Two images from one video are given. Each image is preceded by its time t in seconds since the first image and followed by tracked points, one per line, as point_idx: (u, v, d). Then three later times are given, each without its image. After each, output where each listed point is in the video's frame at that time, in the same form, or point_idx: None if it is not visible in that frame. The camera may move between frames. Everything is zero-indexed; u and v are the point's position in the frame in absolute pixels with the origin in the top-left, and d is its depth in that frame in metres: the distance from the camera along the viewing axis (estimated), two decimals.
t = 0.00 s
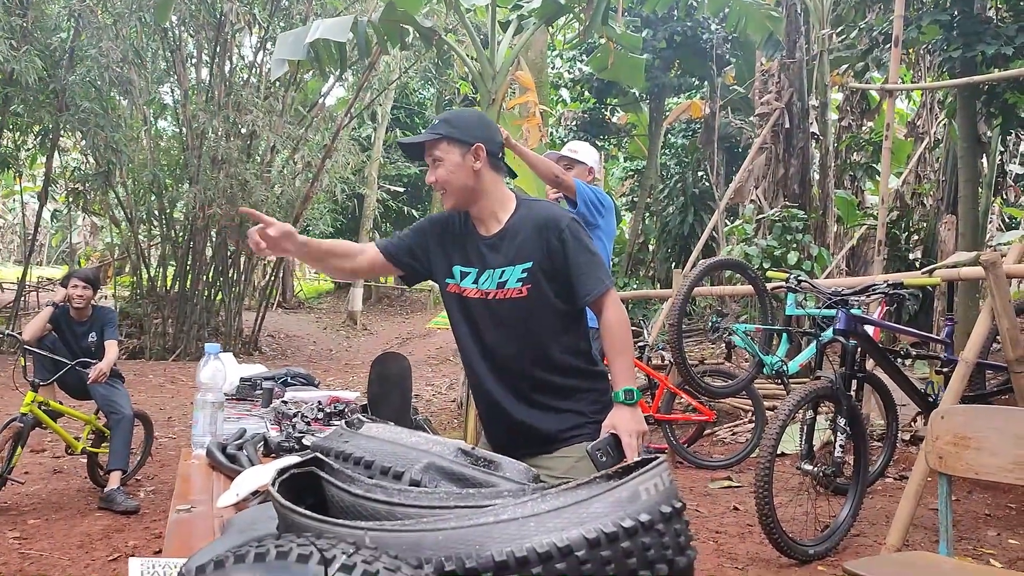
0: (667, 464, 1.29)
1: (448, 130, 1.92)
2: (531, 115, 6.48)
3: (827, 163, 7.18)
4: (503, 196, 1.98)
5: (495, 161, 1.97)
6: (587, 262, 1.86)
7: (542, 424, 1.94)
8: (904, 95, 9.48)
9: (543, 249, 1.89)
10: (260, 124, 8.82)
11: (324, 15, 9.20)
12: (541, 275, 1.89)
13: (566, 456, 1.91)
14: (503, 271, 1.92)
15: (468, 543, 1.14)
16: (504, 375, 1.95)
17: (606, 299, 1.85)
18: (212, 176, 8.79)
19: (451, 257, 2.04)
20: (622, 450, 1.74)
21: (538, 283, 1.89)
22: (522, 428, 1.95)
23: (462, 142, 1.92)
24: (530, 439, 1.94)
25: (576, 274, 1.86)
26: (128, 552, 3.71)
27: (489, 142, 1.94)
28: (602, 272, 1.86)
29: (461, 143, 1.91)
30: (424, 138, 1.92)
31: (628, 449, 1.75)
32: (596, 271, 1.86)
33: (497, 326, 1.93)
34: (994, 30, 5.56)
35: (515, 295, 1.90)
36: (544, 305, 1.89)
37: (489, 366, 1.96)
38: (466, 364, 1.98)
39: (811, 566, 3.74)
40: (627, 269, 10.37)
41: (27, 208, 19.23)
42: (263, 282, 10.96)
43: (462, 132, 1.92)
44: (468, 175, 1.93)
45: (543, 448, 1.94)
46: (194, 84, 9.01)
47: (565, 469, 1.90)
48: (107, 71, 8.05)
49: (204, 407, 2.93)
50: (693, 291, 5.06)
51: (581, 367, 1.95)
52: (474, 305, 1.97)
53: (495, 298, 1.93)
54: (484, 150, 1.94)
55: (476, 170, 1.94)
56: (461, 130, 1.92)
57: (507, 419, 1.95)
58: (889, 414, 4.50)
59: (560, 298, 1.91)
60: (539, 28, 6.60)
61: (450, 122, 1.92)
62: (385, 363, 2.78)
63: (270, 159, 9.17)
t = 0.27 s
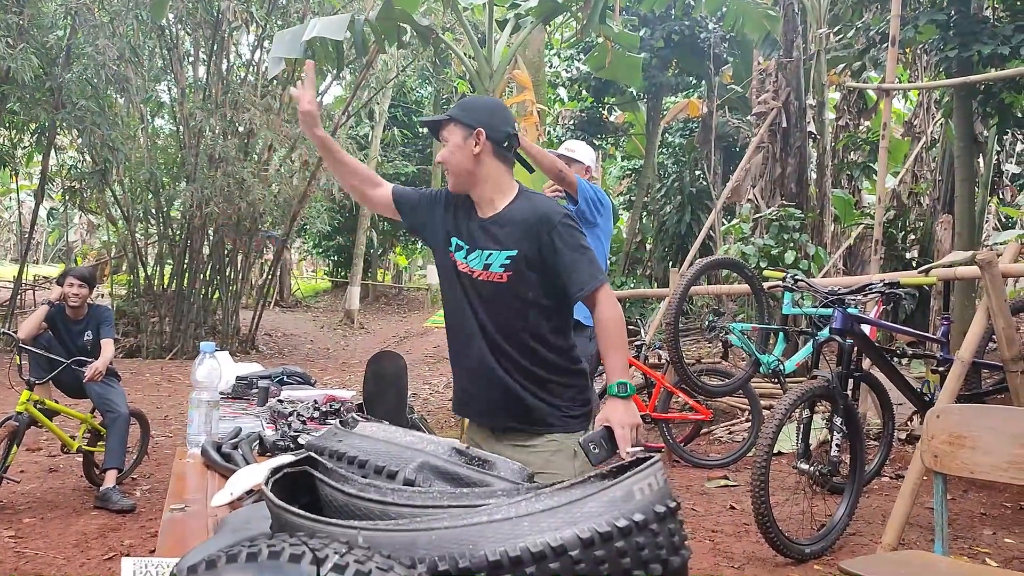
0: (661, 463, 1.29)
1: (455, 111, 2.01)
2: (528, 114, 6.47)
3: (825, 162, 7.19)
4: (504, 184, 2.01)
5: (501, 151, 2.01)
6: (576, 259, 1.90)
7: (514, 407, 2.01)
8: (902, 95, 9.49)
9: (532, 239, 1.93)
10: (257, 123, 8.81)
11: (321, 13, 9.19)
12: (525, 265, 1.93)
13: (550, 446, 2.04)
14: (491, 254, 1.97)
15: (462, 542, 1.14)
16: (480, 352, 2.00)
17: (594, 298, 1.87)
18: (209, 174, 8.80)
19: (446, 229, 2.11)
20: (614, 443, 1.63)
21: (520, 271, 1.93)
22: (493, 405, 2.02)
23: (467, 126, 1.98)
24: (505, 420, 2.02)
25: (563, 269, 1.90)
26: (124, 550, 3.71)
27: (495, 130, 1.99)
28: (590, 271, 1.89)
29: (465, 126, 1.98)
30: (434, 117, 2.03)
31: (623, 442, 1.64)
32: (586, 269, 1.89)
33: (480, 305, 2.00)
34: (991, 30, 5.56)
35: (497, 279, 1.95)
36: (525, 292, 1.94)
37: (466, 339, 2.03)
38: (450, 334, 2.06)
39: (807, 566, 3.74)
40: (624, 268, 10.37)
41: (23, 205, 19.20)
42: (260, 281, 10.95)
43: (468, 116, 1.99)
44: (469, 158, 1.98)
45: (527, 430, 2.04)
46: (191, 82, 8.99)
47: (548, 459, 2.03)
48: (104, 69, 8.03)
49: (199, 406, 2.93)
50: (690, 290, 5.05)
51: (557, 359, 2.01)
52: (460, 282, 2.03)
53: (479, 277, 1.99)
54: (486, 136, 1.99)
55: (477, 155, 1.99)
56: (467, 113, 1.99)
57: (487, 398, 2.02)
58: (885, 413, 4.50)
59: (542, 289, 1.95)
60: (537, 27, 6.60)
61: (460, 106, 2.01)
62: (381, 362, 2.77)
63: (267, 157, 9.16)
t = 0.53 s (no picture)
0: (661, 460, 1.29)
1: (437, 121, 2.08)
2: (528, 112, 6.47)
3: (825, 162, 7.19)
4: (482, 186, 2.06)
5: (481, 156, 2.05)
6: (533, 245, 1.91)
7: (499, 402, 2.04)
8: (902, 95, 9.49)
9: (496, 232, 1.98)
10: (257, 121, 8.81)
11: (322, 12, 9.19)
12: (490, 257, 1.99)
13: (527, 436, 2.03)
14: (465, 251, 2.05)
15: (462, 539, 1.15)
16: (463, 347, 2.07)
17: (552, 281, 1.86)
18: (209, 172, 8.80)
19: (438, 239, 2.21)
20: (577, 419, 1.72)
21: (486, 263, 1.99)
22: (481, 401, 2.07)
23: (446, 132, 2.04)
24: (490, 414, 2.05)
25: (521, 256, 1.92)
26: (124, 548, 3.71)
27: (473, 135, 2.03)
28: (549, 255, 1.89)
29: (445, 132, 2.04)
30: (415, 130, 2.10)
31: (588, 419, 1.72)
32: (545, 255, 1.89)
33: (459, 301, 2.08)
34: (991, 29, 5.56)
35: (468, 274, 2.03)
36: (495, 284, 1.99)
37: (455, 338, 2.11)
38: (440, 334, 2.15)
39: (807, 564, 3.74)
40: (624, 267, 10.36)
41: (23, 204, 19.19)
42: (260, 280, 10.94)
43: (449, 122, 2.04)
44: (449, 163, 2.05)
45: (506, 421, 2.05)
46: (192, 81, 8.99)
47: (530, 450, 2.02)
48: (104, 67, 8.03)
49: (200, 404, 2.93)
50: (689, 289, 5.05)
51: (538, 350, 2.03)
52: (447, 281, 2.12)
53: (459, 275, 2.07)
54: (466, 142, 2.03)
55: (457, 160, 2.04)
56: (451, 120, 2.04)
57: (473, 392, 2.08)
58: (884, 412, 4.51)
59: (509, 279, 1.98)
60: (537, 26, 6.59)
61: (443, 114, 2.07)
62: (380, 361, 2.77)
63: (267, 156, 9.16)
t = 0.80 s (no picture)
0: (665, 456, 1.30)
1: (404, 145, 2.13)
2: (531, 111, 6.47)
3: (827, 162, 7.19)
4: (458, 196, 2.09)
5: (453, 170, 2.09)
6: (505, 241, 1.91)
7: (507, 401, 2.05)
8: (905, 94, 9.48)
9: (471, 237, 2.00)
10: (259, 120, 8.82)
11: (324, 11, 9.19)
12: (470, 261, 2.00)
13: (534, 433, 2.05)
14: (448, 260, 2.07)
15: (467, 535, 1.15)
16: (463, 354, 2.09)
17: (527, 272, 1.86)
18: (211, 171, 8.82)
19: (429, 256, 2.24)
20: (561, 402, 1.76)
21: (467, 268, 2.01)
22: (491, 404, 2.09)
23: (414, 153, 2.09)
24: (499, 416, 2.08)
25: (495, 253, 1.92)
26: (127, 546, 3.72)
27: (441, 150, 2.07)
28: (521, 247, 1.89)
29: (413, 153, 2.09)
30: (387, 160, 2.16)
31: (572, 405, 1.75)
32: (517, 248, 1.89)
33: (451, 309, 2.10)
34: (994, 29, 5.55)
35: (453, 282, 2.05)
36: (479, 286, 2.00)
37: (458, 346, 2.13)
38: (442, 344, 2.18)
39: (809, 563, 3.75)
40: (626, 266, 10.36)
41: (25, 202, 19.22)
42: (262, 278, 10.95)
43: (415, 144, 2.09)
44: (423, 182, 2.09)
45: (517, 421, 2.06)
46: (194, 80, 8.99)
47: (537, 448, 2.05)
48: (107, 66, 8.04)
49: (203, 401, 2.94)
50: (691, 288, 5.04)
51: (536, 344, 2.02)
52: (440, 294, 2.14)
53: (448, 286, 2.09)
54: (435, 159, 2.07)
55: (430, 176, 2.08)
56: (419, 140, 2.09)
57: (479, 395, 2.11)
58: (887, 411, 4.51)
59: (491, 279, 1.99)
60: (540, 25, 6.59)
61: (409, 138, 2.12)
62: (383, 359, 2.78)
63: (269, 155, 9.17)
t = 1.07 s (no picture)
0: (667, 456, 1.29)
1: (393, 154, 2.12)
2: (533, 111, 6.47)
3: (830, 162, 7.18)
4: (451, 199, 2.09)
5: (443, 174, 2.09)
6: (496, 241, 1.92)
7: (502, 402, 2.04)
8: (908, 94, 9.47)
9: (464, 239, 2.00)
10: (261, 119, 8.82)
11: (327, 10, 9.19)
12: (464, 263, 2.01)
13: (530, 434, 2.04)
14: (444, 263, 2.08)
15: (468, 534, 1.15)
16: (460, 355, 2.09)
17: (520, 272, 1.87)
18: (214, 170, 8.83)
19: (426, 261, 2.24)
20: (554, 402, 1.75)
21: (462, 270, 2.01)
22: (487, 406, 2.08)
23: (403, 161, 2.08)
24: (494, 417, 2.06)
25: (488, 254, 1.93)
26: (129, 544, 3.72)
27: (430, 155, 2.07)
28: (512, 248, 1.89)
29: (402, 162, 2.08)
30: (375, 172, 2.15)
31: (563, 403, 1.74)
32: (509, 248, 1.89)
33: (449, 312, 2.10)
34: (998, 28, 5.53)
35: (450, 285, 2.06)
36: (474, 288, 2.01)
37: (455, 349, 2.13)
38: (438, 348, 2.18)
39: (811, 563, 3.75)
40: (628, 266, 10.33)
41: (28, 201, 19.26)
42: (264, 277, 10.95)
43: (404, 151, 2.09)
44: (415, 188, 2.09)
45: (514, 421, 2.04)
46: (197, 79, 8.99)
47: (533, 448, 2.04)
48: (110, 65, 8.04)
49: (205, 400, 2.94)
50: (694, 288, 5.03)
51: (533, 345, 2.02)
52: (438, 298, 2.15)
53: (444, 290, 2.09)
54: (424, 165, 2.07)
55: (421, 183, 2.08)
56: (406, 148, 2.09)
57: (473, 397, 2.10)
58: (890, 411, 4.50)
59: (485, 280, 1.99)
60: (542, 24, 6.59)
61: (398, 146, 2.12)
62: (385, 358, 2.77)
63: (272, 154, 9.17)
